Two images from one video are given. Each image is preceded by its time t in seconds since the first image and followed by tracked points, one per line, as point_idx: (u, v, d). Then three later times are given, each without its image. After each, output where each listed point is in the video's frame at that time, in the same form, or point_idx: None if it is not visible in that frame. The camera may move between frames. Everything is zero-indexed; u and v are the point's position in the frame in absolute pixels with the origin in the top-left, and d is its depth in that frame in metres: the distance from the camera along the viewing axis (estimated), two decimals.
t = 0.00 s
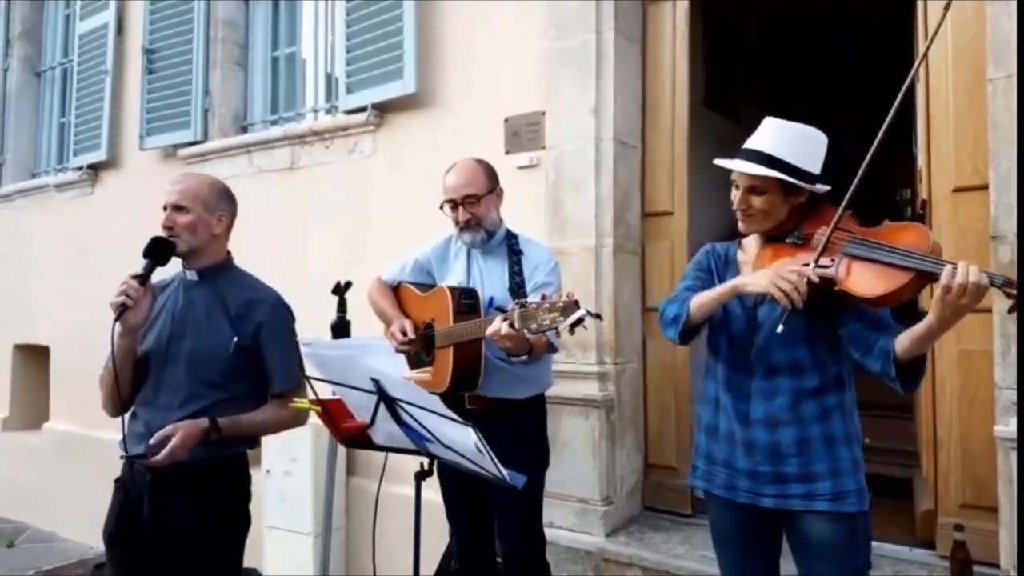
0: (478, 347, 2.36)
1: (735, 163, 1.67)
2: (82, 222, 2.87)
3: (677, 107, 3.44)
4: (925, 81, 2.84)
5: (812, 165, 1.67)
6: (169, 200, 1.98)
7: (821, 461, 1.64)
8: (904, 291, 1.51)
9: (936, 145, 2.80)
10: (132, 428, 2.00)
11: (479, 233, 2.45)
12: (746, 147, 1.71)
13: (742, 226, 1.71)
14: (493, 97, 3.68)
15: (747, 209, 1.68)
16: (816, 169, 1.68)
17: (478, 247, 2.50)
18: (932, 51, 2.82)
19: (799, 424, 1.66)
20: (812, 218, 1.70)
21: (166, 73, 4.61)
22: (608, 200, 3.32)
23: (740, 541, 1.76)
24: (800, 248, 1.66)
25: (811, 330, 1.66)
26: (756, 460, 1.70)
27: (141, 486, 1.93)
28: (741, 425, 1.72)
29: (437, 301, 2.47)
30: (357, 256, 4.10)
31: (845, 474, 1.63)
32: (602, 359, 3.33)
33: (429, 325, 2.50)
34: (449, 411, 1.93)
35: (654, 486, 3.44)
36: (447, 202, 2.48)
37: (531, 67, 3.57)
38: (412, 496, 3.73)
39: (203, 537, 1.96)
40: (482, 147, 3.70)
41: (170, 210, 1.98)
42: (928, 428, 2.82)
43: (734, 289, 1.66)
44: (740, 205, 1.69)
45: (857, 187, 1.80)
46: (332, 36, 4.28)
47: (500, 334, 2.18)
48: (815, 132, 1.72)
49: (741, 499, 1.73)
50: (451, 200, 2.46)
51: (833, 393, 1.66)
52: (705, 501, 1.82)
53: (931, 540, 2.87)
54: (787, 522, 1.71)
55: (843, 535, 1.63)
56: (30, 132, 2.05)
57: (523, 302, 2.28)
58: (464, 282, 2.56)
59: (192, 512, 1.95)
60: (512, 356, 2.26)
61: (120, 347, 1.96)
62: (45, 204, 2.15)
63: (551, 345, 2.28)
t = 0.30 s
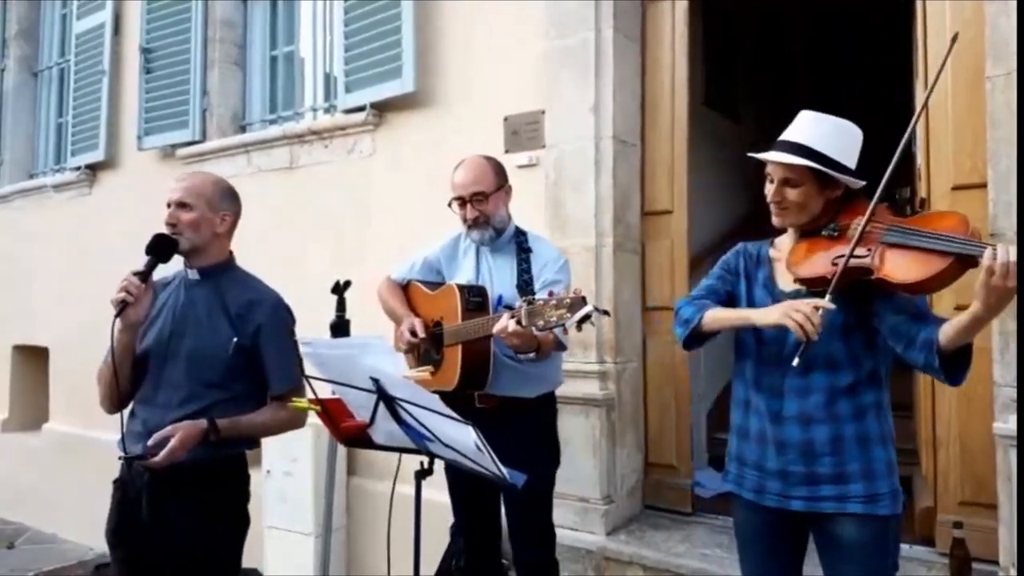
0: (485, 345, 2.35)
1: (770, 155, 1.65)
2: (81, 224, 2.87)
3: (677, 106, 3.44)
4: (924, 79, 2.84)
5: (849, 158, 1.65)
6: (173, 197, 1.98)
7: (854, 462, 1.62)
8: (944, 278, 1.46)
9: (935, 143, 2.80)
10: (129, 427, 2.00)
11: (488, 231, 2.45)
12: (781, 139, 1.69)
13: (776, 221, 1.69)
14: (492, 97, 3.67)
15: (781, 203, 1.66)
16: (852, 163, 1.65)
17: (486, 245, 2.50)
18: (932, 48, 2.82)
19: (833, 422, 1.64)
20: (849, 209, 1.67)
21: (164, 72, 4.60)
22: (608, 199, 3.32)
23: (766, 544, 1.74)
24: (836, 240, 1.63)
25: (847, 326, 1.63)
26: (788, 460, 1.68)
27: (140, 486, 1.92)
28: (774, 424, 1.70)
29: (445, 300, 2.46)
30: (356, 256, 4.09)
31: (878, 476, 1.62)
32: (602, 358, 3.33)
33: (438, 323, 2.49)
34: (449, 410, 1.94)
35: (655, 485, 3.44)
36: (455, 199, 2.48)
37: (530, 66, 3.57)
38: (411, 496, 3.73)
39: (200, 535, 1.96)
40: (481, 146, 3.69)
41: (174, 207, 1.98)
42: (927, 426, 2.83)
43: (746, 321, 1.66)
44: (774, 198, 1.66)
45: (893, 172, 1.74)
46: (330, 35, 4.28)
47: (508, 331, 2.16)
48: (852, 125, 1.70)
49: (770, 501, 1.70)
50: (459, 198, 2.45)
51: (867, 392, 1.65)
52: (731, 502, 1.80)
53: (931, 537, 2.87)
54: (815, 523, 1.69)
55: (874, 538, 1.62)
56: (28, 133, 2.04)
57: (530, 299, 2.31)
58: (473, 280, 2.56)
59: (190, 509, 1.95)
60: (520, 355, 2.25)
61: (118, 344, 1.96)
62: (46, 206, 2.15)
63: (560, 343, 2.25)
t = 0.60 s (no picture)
0: (496, 344, 2.35)
1: (806, 150, 1.61)
2: (79, 224, 2.86)
3: (675, 105, 3.43)
4: (921, 77, 2.83)
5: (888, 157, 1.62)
6: (163, 193, 1.97)
7: (881, 464, 1.58)
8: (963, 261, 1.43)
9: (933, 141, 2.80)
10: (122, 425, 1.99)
11: (499, 228, 2.45)
12: (817, 136, 1.65)
13: (811, 217, 1.66)
14: (490, 96, 3.67)
15: (816, 198, 1.63)
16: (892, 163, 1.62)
17: (498, 242, 2.49)
18: (929, 46, 2.81)
19: (859, 423, 1.59)
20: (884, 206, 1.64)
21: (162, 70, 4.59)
22: (606, 198, 3.32)
23: (791, 545, 1.70)
24: (866, 235, 1.59)
25: (877, 324, 1.59)
26: (814, 461, 1.64)
27: (132, 484, 1.92)
28: (801, 424, 1.66)
29: (456, 296, 2.47)
30: (354, 254, 4.08)
31: (905, 479, 1.57)
32: (600, 357, 3.32)
33: (449, 321, 2.50)
34: (445, 410, 1.97)
35: (653, 484, 3.44)
36: (468, 196, 2.47)
37: (528, 65, 3.56)
38: (408, 495, 3.73)
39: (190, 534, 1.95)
40: (479, 145, 3.69)
41: (164, 203, 1.97)
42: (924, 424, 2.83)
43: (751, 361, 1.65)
44: (808, 193, 1.64)
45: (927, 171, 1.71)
46: (328, 33, 4.27)
47: (516, 330, 2.13)
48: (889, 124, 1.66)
49: (796, 503, 1.67)
50: (471, 195, 2.44)
51: (898, 391, 1.60)
52: (758, 502, 1.78)
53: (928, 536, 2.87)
54: (840, 527, 1.65)
55: (900, 542, 1.57)
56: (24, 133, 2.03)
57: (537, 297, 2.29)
58: (485, 278, 2.55)
59: (181, 507, 1.94)
60: (539, 358, 2.25)
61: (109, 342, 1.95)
62: (43, 206, 2.14)
63: (578, 341, 2.25)
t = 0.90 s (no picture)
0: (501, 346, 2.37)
1: (828, 148, 1.62)
2: (76, 221, 2.87)
3: (672, 103, 3.44)
4: (917, 77, 2.83)
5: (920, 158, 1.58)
6: (146, 187, 1.98)
7: (877, 464, 1.58)
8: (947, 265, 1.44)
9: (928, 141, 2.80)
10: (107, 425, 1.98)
11: (510, 229, 2.43)
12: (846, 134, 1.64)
13: (836, 216, 1.65)
14: (487, 94, 3.67)
15: (837, 195, 1.63)
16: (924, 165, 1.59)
17: (509, 242, 2.48)
18: (924, 46, 2.82)
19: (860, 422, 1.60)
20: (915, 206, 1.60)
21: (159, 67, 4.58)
22: (603, 197, 3.32)
23: (791, 538, 1.72)
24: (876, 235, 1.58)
25: (887, 324, 1.59)
26: (815, 457, 1.66)
27: (123, 483, 1.92)
28: (805, 419, 1.69)
29: (465, 297, 2.48)
30: (351, 252, 4.08)
31: (901, 481, 1.57)
32: (597, 356, 3.32)
33: (457, 321, 2.52)
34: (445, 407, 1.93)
35: (650, 482, 3.45)
36: (480, 196, 2.46)
37: (525, 64, 3.57)
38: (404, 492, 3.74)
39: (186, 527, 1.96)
40: (476, 144, 3.69)
41: (147, 197, 1.97)
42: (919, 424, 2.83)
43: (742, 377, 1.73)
44: (831, 190, 1.64)
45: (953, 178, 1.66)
46: (326, 31, 4.26)
47: (518, 333, 2.11)
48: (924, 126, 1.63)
49: (798, 496, 1.69)
50: (483, 194, 2.44)
51: (904, 392, 1.59)
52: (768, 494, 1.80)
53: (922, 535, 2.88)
54: (839, 525, 1.66)
55: (893, 543, 1.57)
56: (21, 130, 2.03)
57: (539, 302, 2.30)
58: (496, 279, 2.56)
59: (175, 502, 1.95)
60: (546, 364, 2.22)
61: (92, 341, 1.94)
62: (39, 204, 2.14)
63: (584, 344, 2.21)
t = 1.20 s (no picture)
0: (505, 344, 2.37)
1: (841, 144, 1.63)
2: (76, 223, 2.88)
3: (669, 103, 3.46)
4: (913, 76, 2.85)
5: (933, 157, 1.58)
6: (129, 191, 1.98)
7: (865, 461, 1.60)
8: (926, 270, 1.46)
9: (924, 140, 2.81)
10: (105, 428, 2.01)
11: (519, 230, 2.45)
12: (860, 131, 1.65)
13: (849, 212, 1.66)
14: (485, 95, 3.69)
15: (849, 190, 1.64)
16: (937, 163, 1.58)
17: (517, 243, 2.50)
18: (920, 45, 2.83)
19: (851, 418, 1.62)
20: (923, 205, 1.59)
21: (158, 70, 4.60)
22: (600, 197, 3.33)
23: (790, 530, 1.75)
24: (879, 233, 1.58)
25: (886, 323, 1.60)
26: (810, 450, 1.69)
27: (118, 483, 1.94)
28: (804, 413, 1.72)
29: (470, 296, 2.49)
30: (350, 254, 4.10)
31: (887, 478, 1.57)
32: (595, 356, 3.33)
33: (463, 320, 2.52)
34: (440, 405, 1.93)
35: (648, 481, 3.46)
36: (488, 197, 2.47)
37: (522, 65, 3.58)
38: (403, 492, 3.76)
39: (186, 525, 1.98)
40: (474, 145, 3.71)
41: (131, 201, 1.98)
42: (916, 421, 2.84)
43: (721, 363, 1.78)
44: (843, 185, 1.66)
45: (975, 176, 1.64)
46: (325, 33, 4.29)
47: (518, 330, 2.12)
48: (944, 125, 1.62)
49: (796, 489, 1.72)
50: (491, 196, 2.44)
51: (899, 391, 1.59)
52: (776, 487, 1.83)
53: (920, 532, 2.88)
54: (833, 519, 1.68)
55: (878, 539, 1.59)
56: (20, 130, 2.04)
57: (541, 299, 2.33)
58: (503, 278, 2.57)
59: (172, 501, 1.97)
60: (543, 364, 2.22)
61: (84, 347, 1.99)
62: (38, 205, 2.15)
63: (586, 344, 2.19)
